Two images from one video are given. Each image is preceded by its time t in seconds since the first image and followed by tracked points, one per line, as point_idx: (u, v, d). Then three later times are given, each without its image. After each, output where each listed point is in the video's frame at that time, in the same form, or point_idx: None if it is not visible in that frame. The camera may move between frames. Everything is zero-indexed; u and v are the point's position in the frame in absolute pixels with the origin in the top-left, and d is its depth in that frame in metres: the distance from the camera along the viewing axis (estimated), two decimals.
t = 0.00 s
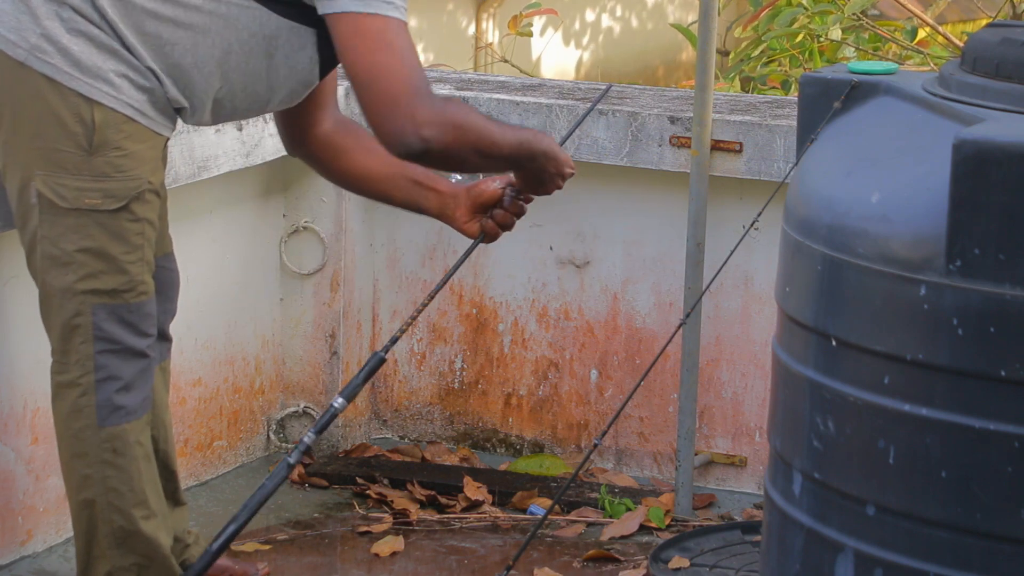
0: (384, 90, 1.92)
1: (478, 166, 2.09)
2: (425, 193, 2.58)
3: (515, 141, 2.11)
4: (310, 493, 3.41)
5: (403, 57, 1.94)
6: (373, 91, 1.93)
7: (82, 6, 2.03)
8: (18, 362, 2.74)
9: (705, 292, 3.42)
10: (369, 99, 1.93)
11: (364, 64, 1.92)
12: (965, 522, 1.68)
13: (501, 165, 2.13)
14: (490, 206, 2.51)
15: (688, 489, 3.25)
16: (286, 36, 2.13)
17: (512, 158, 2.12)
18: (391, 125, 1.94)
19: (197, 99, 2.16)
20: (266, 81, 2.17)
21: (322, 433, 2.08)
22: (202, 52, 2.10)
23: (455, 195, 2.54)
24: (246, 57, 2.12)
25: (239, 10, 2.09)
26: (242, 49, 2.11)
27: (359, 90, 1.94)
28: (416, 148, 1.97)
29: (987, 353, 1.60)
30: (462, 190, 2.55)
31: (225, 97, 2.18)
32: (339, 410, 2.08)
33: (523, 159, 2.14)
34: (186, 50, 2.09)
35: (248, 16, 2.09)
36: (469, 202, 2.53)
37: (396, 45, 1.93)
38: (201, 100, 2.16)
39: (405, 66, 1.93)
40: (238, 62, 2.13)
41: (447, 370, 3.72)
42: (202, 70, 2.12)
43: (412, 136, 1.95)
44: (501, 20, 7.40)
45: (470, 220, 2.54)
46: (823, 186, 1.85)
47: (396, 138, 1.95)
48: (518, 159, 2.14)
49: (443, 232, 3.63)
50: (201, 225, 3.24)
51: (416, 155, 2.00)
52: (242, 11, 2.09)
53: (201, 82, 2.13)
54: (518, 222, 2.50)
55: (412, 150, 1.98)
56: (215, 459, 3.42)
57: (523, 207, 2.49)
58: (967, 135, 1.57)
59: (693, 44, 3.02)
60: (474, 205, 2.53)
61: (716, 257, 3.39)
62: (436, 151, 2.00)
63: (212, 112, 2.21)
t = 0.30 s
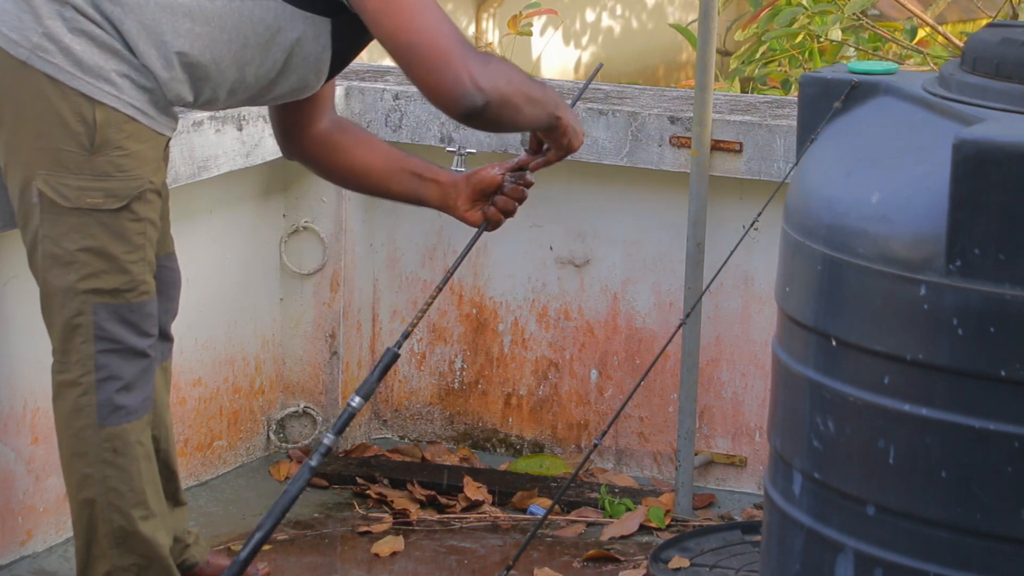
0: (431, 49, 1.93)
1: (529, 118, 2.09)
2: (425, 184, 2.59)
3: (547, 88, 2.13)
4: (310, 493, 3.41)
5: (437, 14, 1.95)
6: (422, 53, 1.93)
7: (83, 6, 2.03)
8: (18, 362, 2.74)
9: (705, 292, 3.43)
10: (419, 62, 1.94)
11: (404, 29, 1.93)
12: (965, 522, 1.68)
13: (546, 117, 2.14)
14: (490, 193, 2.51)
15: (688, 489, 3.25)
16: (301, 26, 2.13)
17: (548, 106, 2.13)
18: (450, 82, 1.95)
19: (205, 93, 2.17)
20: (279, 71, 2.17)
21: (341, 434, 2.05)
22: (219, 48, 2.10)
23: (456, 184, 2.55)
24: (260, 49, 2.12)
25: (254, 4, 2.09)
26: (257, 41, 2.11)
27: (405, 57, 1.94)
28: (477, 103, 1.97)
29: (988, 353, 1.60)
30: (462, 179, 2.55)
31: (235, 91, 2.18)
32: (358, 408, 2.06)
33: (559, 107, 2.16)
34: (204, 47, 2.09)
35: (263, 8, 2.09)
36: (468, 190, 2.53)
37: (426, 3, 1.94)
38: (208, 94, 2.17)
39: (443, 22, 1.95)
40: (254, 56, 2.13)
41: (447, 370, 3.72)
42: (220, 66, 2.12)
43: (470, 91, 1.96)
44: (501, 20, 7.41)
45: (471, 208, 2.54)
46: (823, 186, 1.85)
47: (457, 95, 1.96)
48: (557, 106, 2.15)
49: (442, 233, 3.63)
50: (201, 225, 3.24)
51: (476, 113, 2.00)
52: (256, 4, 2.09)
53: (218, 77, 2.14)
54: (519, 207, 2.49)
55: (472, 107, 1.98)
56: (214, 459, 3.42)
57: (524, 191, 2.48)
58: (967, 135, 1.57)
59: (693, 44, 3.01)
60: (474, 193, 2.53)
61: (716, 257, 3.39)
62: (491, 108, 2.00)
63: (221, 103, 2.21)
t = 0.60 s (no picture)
0: (440, 45, 1.93)
1: (536, 124, 2.10)
2: (415, 186, 2.58)
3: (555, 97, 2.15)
4: (310, 493, 3.40)
5: (445, 12, 1.95)
6: (430, 48, 1.93)
7: (84, 6, 2.03)
8: (18, 361, 2.74)
9: (705, 292, 3.42)
10: (427, 58, 1.94)
11: (413, 24, 1.93)
12: (965, 522, 1.68)
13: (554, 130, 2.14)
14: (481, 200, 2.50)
15: (688, 489, 3.25)
16: (302, 24, 2.12)
17: (558, 117, 2.13)
18: (458, 78, 1.95)
19: (206, 91, 2.16)
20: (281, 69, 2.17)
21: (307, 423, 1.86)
22: (221, 46, 2.09)
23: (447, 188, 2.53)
24: (261, 47, 2.12)
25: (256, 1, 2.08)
26: (258, 39, 2.11)
27: (414, 51, 1.94)
28: (486, 100, 1.98)
29: (988, 354, 1.60)
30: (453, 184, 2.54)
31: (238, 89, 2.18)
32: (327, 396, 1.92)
33: (567, 124, 2.16)
34: (205, 46, 2.08)
35: (265, 6, 2.09)
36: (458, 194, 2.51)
37: None
38: (210, 92, 2.16)
39: (451, 18, 1.95)
40: (255, 53, 2.12)
41: (447, 370, 3.72)
42: (222, 64, 2.11)
43: (479, 86, 1.96)
44: (501, 20, 7.41)
45: (460, 212, 2.51)
46: (823, 186, 1.85)
47: (466, 91, 1.96)
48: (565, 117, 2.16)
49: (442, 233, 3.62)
50: (201, 225, 3.24)
51: (483, 109, 2.00)
52: (258, 1, 2.08)
53: (220, 75, 2.13)
54: (509, 215, 2.48)
55: (479, 103, 1.97)
56: (214, 459, 3.42)
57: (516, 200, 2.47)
58: (967, 135, 1.57)
59: (694, 44, 3.01)
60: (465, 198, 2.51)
61: (716, 257, 3.39)
62: (499, 105, 2.00)
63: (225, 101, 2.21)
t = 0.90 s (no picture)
0: (384, 85, 1.93)
1: (475, 167, 2.09)
2: (419, 187, 2.61)
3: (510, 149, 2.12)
4: (310, 493, 3.40)
5: (403, 51, 1.93)
6: (375, 85, 1.93)
7: (82, 6, 2.03)
8: (18, 361, 2.74)
9: (705, 292, 3.42)
10: (371, 92, 1.93)
11: (365, 58, 1.92)
12: (966, 522, 1.68)
13: (497, 172, 2.13)
14: (486, 204, 2.57)
15: (688, 489, 3.25)
16: (288, 30, 2.11)
17: (503, 162, 2.11)
18: (391, 119, 1.95)
19: (193, 99, 2.17)
20: (267, 74, 2.17)
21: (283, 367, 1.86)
22: (207, 52, 2.09)
23: (451, 190, 2.59)
24: (247, 53, 2.12)
25: (243, 7, 2.07)
26: (245, 44, 2.10)
27: (361, 81, 1.94)
28: (415, 142, 1.98)
29: (988, 353, 1.60)
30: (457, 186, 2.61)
31: (225, 98, 2.19)
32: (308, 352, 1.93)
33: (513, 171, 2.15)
34: (192, 51, 2.08)
35: (251, 12, 2.08)
36: (465, 195, 2.57)
37: (396, 37, 1.93)
38: (197, 100, 2.17)
39: (404, 58, 1.93)
40: (240, 59, 2.12)
41: (447, 370, 3.72)
42: (208, 72, 2.12)
43: (409, 130, 1.96)
44: (501, 20, 7.41)
45: (463, 213, 2.58)
46: (823, 186, 1.85)
47: (398, 131, 1.96)
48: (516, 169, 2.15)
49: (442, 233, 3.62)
50: (201, 225, 3.24)
51: (414, 150, 2.00)
52: (245, 7, 2.07)
53: (206, 83, 2.14)
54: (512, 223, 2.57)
55: (408, 145, 1.98)
56: (214, 458, 3.42)
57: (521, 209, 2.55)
58: (967, 135, 1.57)
59: (693, 44, 3.01)
60: (470, 201, 2.58)
61: (716, 257, 3.39)
62: (430, 149, 2.01)
63: (211, 112, 2.22)
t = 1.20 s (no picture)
0: (408, 68, 1.93)
1: (498, 161, 2.08)
2: (411, 193, 2.60)
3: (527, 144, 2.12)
4: (310, 493, 3.40)
5: (420, 35, 1.95)
6: (398, 69, 1.93)
7: (74, 5, 2.03)
8: (17, 362, 2.74)
9: (705, 292, 3.42)
10: (394, 75, 1.93)
11: (387, 42, 1.92)
12: (965, 522, 1.68)
13: (517, 168, 2.13)
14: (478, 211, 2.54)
15: (688, 489, 3.25)
16: (284, 24, 2.12)
17: (524, 156, 2.11)
18: (421, 101, 1.94)
19: (191, 96, 2.16)
20: (263, 68, 2.17)
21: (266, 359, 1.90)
22: (204, 47, 2.09)
23: (443, 197, 2.58)
24: (243, 48, 2.12)
25: (239, 4, 2.07)
26: (241, 41, 2.11)
27: (382, 67, 1.93)
28: (445, 126, 1.96)
29: (988, 353, 1.60)
30: (450, 192, 2.58)
31: (221, 92, 2.19)
32: (291, 346, 1.97)
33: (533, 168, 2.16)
34: (185, 49, 2.08)
35: (247, 8, 2.08)
36: (457, 203, 2.56)
37: (414, 21, 1.95)
38: (194, 96, 2.16)
39: (424, 41, 1.95)
40: (237, 55, 2.13)
41: (448, 370, 3.72)
42: (206, 66, 2.11)
43: (440, 111, 1.95)
44: (501, 20, 7.41)
45: (455, 219, 2.56)
46: (823, 186, 1.85)
47: (428, 113, 1.95)
48: (533, 166, 2.16)
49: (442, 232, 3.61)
50: (201, 225, 3.24)
51: (442, 136, 1.99)
52: (241, 4, 2.07)
53: (203, 78, 2.13)
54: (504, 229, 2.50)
55: (439, 129, 1.97)
56: (214, 458, 3.42)
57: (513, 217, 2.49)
58: (966, 135, 1.57)
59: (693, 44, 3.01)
60: (462, 208, 2.56)
61: (716, 257, 3.39)
62: (459, 135, 1.99)
63: (207, 107, 2.21)
